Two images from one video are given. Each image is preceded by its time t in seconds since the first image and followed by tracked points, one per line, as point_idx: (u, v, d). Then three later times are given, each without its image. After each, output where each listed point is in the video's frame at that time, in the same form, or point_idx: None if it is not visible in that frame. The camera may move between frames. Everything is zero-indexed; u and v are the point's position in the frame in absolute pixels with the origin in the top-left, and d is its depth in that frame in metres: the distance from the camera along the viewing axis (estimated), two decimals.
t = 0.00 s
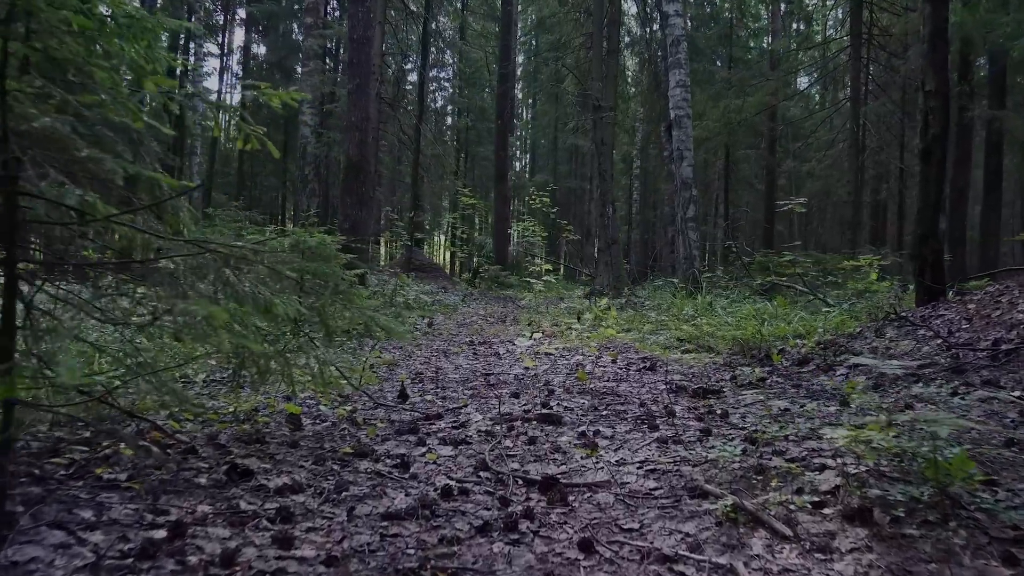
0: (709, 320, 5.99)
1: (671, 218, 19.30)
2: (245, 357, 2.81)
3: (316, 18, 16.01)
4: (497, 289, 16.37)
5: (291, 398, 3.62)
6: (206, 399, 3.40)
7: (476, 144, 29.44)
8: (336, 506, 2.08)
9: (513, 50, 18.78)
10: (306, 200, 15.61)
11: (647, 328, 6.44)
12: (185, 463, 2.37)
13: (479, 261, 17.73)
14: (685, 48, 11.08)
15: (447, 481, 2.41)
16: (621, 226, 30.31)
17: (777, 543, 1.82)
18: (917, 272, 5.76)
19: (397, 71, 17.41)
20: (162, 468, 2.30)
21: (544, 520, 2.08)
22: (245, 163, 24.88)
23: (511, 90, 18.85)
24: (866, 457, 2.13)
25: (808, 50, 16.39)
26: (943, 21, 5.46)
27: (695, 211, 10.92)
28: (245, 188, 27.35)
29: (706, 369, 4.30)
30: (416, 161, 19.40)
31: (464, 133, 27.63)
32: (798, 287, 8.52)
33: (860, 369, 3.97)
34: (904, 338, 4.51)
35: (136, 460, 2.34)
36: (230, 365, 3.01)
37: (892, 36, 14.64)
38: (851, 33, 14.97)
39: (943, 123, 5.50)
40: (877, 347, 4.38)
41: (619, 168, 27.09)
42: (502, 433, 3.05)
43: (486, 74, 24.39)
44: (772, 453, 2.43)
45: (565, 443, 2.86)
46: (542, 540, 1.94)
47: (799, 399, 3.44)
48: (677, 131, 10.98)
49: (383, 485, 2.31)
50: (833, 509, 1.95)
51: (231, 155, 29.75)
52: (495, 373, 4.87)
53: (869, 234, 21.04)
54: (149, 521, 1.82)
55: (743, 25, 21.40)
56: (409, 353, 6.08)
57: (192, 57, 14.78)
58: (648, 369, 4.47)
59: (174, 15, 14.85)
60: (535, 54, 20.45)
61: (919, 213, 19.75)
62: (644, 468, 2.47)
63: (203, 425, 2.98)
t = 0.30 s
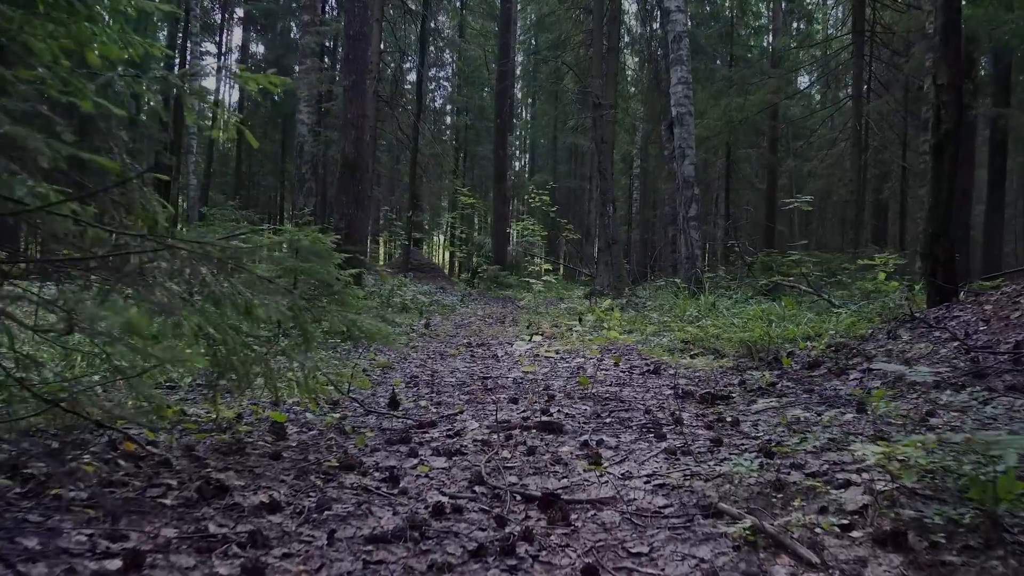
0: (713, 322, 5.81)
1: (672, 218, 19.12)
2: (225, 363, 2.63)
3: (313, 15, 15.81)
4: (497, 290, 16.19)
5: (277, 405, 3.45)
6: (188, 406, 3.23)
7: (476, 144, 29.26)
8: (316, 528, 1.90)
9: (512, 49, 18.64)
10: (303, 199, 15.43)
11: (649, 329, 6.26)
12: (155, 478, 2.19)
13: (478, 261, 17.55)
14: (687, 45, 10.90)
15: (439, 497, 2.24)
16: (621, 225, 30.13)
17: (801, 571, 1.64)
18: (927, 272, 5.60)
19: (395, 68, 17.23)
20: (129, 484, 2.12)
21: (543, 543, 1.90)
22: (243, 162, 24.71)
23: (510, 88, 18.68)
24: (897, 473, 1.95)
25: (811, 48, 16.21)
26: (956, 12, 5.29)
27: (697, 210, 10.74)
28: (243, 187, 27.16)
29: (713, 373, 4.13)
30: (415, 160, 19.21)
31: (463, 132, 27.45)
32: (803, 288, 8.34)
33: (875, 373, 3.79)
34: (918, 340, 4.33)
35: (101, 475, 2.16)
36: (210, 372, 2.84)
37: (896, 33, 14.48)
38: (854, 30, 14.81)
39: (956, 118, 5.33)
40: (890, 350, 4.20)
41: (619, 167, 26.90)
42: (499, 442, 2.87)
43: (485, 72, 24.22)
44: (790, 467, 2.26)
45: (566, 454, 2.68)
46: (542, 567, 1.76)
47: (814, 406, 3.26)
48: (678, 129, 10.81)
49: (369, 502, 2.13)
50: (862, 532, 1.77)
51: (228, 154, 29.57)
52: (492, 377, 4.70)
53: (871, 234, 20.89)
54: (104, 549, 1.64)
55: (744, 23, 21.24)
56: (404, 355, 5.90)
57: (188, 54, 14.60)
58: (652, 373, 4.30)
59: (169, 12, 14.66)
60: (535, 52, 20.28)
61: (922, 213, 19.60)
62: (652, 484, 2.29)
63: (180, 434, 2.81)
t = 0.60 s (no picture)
0: (718, 323, 5.63)
1: (673, 217, 18.94)
2: (199, 369, 2.46)
3: (310, 12, 15.61)
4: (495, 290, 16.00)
5: (262, 413, 3.27)
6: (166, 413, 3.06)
7: (475, 143, 29.07)
8: (291, 555, 1.73)
9: (511, 47, 18.49)
10: (299, 198, 15.25)
11: (652, 331, 6.07)
12: (118, 497, 2.01)
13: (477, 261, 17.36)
14: (689, 41, 10.71)
15: (429, 516, 2.06)
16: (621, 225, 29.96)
17: None
18: (939, 271, 5.44)
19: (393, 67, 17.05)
20: (89, 503, 1.94)
21: (542, 570, 1.72)
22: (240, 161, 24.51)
23: (509, 86, 18.51)
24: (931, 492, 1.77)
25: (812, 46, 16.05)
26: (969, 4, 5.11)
27: (699, 209, 10.55)
28: (240, 186, 26.94)
29: (719, 377, 3.96)
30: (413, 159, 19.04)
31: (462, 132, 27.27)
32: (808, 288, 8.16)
33: (890, 378, 3.61)
34: (933, 343, 4.15)
35: (59, 492, 1.98)
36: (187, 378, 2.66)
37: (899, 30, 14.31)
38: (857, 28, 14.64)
39: (970, 113, 5.15)
40: (905, 353, 4.02)
41: (619, 167, 26.74)
42: (495, 453, 2.69)
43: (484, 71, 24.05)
44: (809, 484, 2.09)
45: (567, 467, 2.51)
46: None
47: (829, 414, 3.09)
48: (680, 126, 10.63)
49: (352, 523, 1.95)
50: (896, 560, 1.58)
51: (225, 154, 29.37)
52: (490, 381, 4.53)
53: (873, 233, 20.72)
54: None
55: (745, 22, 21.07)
56: (398, 358, 5.72)
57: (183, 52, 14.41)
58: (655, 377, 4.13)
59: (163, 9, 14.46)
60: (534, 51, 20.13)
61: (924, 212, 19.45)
62: (659, 501, 2.11)
63: (155, 446, 2.63)
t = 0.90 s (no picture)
0: (724, 325, 5.45)
1: (673, 217, 18.77)
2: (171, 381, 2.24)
3: (307, 10, 15.46)
4: (495, 291, 15.85)
5: (245, 424, 3.09)
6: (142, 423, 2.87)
7: (474, 143, 28.89)
8: None
9: (510, 45, 18.32)
10: (296, 198, 15.07)
11: (655, 333, 5.89)
12: (75, 521, 1.83)
13: (476, 261, 17.19)
14: (691, 37, 10.53)
15: (418, 540, 1.89)
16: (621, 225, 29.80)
17: None
18: (952, 272, 5.26)
19: (391, 66, 16.90)
20: (40, 529, 1.76)
21: None
22: (238, 161, 24.34)
23: (508, 84, 18.33)
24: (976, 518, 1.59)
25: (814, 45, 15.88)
26: None
27: (701, 208, 10.37)
28: (237, 186, 26.76)
29: (728, 383, 3.78)
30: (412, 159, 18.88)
31: (461, 131, 27.09)
32: (814, 288, 7.98)
33: (910, 386, 3.43)
34: (951, 346, 3.97)
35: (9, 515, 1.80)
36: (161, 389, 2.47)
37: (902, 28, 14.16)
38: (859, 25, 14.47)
39: (984, 108, 4.95)
40: (921, 358, 3.84)
41: (619, 166, 26.58)
42: (492, 467, 2.51)
43: (483, 70, 23.89)
44: (835, 504, 1.91)
45: (568, 482, 2.32)
46: None
47: (847, 424, 2.90)
48: (682, 124, 10.45)
49: (332, 551, 1.77)
50: None
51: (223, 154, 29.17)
52: (487, 386, 4.34)
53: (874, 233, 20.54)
54: None
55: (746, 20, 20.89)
56: (393, 362, 5.54)
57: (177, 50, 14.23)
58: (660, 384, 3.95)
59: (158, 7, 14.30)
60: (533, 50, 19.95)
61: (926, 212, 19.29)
62: (670, 525, 1.92)
63: (125, 461, 2.45)
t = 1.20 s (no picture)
0: (731, 329, 5.28)
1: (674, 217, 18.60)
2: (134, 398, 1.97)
3: (303, 7, 15.27)
4: (494, 291, 15.69)
5: (226, 437, 2.91)
6: (115, 435, 2.68)
7: (472, 142, 28.71)
8: None
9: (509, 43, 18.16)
10: (293, 197, 14.90)
11: (659, 336, 5.72)
12: (23, 555, 1.65)
13: (474, 262, 17.02)
14: (693, 34, 10.34)
15: None
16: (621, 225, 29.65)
17: None
18: (966, 274, 5.08)
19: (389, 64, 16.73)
20: None
21: None
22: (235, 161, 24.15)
23: (507, 83, 18.16)
24: None
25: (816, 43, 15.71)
26: None
27: (704, 208, 10.19)
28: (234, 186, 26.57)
29: (738, 392, 3.61)
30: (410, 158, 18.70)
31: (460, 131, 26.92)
32: (819, 290, 7.81)
33: (930, 395, 3.25)
34: (969, 352, 3.79)
35: None
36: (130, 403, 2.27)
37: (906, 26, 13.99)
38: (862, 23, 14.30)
39: (1000, 104, 4.78)
40: (941, 365, 3.66)
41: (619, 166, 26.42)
42: (488, 487, 2.33)
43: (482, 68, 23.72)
44: (865, 535, 1.74)
45: (570, 505, 2.14)
46: None
47: (868, 439, 2.72)
48: (684, 123, 10.28)
49: None
50: None
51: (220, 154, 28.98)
52: (484, 394, 4.16)
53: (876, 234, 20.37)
54: None
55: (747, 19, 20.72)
56: (389, 367, 5.36)
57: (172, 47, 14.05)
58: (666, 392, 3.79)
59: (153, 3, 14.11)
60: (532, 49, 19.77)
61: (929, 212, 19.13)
62: (682, 557, 1.74)
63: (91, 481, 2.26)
